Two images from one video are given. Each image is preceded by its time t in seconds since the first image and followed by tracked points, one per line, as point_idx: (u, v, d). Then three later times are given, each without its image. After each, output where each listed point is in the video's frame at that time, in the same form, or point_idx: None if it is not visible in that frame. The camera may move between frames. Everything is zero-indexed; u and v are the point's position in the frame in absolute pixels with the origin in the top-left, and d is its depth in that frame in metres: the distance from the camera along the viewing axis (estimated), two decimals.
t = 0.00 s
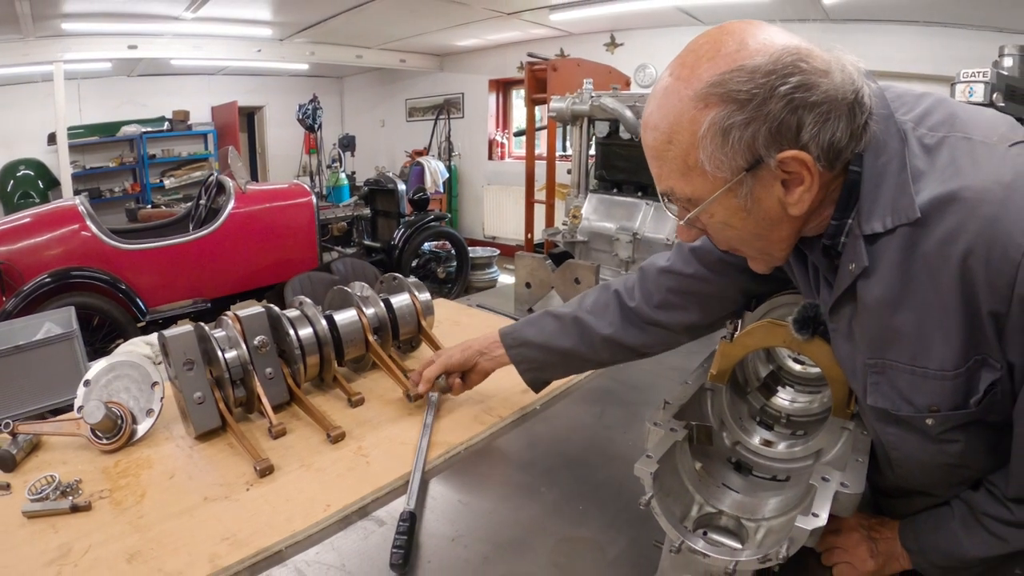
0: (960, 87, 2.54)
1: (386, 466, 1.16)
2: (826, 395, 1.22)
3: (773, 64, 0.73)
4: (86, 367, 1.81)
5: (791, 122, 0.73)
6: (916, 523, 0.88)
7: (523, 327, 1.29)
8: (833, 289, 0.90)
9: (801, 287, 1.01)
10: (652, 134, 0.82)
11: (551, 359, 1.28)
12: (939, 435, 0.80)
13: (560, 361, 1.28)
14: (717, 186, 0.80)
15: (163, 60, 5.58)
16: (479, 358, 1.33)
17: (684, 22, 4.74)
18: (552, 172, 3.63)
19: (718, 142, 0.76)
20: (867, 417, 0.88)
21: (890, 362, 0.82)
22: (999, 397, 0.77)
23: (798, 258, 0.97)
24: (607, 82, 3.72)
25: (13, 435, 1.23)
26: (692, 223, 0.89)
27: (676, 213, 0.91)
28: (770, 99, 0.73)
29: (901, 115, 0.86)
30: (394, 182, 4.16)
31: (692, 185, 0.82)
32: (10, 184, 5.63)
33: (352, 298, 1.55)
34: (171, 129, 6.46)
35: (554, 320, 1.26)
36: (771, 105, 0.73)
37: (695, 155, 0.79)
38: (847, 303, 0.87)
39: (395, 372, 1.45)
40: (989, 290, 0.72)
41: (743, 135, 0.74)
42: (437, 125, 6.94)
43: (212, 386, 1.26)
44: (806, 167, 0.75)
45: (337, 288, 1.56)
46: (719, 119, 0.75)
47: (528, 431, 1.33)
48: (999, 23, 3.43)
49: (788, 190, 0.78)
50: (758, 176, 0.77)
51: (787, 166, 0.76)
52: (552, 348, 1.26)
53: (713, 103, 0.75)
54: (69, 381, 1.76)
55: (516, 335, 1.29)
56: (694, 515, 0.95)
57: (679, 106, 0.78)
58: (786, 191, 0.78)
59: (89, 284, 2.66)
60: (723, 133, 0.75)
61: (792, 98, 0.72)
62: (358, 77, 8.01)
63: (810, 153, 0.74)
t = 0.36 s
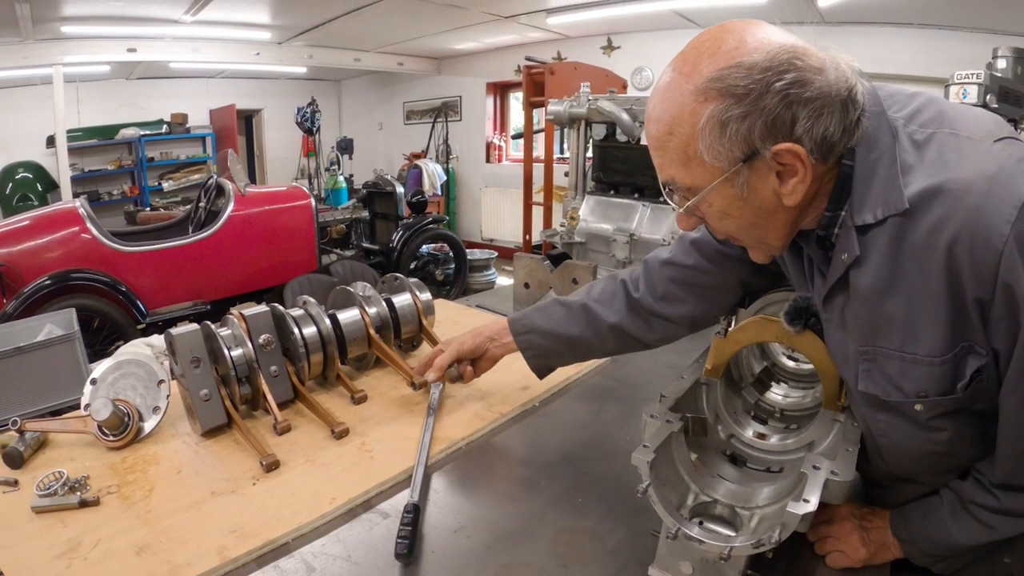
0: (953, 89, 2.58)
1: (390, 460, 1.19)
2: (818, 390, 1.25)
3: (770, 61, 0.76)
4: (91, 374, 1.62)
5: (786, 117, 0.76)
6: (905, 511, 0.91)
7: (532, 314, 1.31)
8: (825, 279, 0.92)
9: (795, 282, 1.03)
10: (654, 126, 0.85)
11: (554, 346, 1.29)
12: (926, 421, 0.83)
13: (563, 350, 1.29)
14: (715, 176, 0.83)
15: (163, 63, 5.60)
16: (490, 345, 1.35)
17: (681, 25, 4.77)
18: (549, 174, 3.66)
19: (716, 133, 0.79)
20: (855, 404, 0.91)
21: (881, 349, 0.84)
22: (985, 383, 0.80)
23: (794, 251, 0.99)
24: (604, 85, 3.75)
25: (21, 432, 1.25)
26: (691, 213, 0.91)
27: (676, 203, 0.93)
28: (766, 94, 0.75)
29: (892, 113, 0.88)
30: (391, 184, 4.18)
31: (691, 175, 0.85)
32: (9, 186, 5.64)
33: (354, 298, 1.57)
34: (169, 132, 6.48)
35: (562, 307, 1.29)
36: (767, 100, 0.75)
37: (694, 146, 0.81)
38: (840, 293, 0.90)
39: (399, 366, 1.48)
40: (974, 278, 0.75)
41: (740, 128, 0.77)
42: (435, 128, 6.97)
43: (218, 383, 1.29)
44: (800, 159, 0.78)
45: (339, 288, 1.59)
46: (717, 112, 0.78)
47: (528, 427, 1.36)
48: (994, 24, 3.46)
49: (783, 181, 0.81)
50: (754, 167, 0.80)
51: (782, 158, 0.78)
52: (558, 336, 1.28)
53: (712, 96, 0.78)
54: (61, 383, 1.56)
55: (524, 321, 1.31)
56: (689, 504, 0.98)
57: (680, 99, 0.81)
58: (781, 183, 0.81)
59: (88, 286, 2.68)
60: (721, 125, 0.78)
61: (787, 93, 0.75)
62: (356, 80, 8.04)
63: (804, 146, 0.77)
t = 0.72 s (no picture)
0: (949, 91, 2.61)
1: (393, 463, 1.20)
2: (814, 392, 1.27)
3: (769, 64, 0.77)
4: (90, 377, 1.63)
5: (784, 118, 0.77)
6: (901, 510, 0.92)
7: (559, 314, 1.34)
8: (825, 277, 0.94)
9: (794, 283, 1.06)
10: (658, 126, 0.86)
11: (575, 344, 1.33)
12: (921, 418, 0.84)
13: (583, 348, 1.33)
14: (716, 175, 0.84)
15: (162, 67, 5.63)
16: (520, 337, 1.42)
17: (677, 29, 4.81)
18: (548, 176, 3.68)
19: (717, 133, 0.80)
20: (852, 402, 0.93)
21: (877, 346, 0.86)
22: (979, 381, 0.82)
23: (792, 250, 1.02)
24: (603, 89, 3.77)
25: (25, 436, 1.26)
26: (693, 210, 0.92)
27: (679, 200, 0.94)
28: (765, 96, 0.77)
29: (890, 116, 0.90)
30: (390, 188, 4.18)
31: (693, 174, 0.86)
32: (8, 190, 5.64)
33: (355, 301, 1.58)
34: (168, 136, 6.49)
35: (585, 307, 1.32)
36: (765, 101, 0.77)
37: (696, 146, 0.83)
38: (839, 291, 0.91)
39: (397, 376, 1.48)
40: (967, 277, 0.77)
41: (739, 129, 0.78)
42: (433, 131, 6.99)
43: (221, 386, 1.30)
44: (797, 158, 0.79)
45: (341, 292, 1.60)
46: (718, 113, 0.79)
47: (528, 428, 1.37)
48: (990, 26, 3.48)
49: (781, 180, 0.82)
50: (753, 167, 0.81)
51: (781, 158, 0.80)
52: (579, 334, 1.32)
53: (713, 98, 0.79)
54: (58, 386, 1.55)
55: (551, 320, 1.35)
56: (688, 504, 1.00)
57: (682, 101, 0.82)
58: (780, 181, 0.82)
59: (88, 289, 2.68)
60: (721, 126, 0.79)
61: (786, 95, 0.76)
62: (355, 84, 8.06)
63: (801, 146, 0.79)
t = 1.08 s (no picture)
0: (947, 92, 2.63)
1: (393, 463, 1.20)
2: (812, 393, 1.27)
3: (768, 57, 0.78)
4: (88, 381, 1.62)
5: (783, 110, 0.78)
6: (900, 510, 0.93)
7: (560, 317, 1.38)
8: (825, 273, 0.96)
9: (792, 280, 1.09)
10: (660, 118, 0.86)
11: (575, 346, 1.36)
12: (919, 412, 0.85)
13: (583, 349, 1.36)
14: (717, 166, 0.84)
15: (161, 70, 5.63)
16: (525, 343, 1.47)
17: (675, 32, 4.83)
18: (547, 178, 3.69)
19: (717, 124, 0.80)
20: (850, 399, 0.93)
21: (876, 340, 0.86)
22: (976, 374, 0.82)
23: (791, 246, 1.05)
24: (601, 91, 3.78)
25: (25, 438, 1.26)
26: (694, 202, 0.93)
27: (680, 193, 0.95)
28: (764, 88, 0.77)
29: (887, 113, 0.91)
30: (389, 190, 4.19)
31: (694, 165, 0.86)
32: (7, 193, 5.64)
33: (354, 303, 1.58)
34: (167, 138, 6.50)
35: (585, 310, 1.35)
36: (765, 93, 0.77)
37: (697, 137, 0.83)
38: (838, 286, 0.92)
39: (396, 377, 1.48)
40: (965, 270, 0.77)
41: (739, 120, 0.79)
42: (432, 133, 7.00)
43: (221, 389, 1.30)
44: (796, 149, 0.80)
45: (340, 295, 1.60)
46: (719, 104, 0.79)
47: (527, 430, 1.37)
48: (988, 27, 3.49)
49: (780, 171, 0.82)
50: (753, 158, 0.82)
51: (780, 149, 0.80)
52: (578, 337, 1.35)
53: (714, 90, 0.80)
54: (56, 390, 1.55)
55: (553, 324, 1.38)
56: (687, 504, 1.00)
57: (684, 93, 0.82)
58: (779, 172, 0.82)
59: (87, 292, 2.68)
60: (722, 117, 0.80)
61: (785, 87, 0.77)
62: (354, 87, 8.08)
63: (800, 137, 0.79)
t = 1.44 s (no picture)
0: (947, 94, 2.63)
1: (395, 465, 1.20)
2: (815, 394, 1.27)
3: (774, 53, 0.78)
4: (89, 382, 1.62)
5: (789, 105, 0.78)
6: (904, 510, 0.92)
7: (570, 307, 1.34)
8: (831, 271, 0.95)
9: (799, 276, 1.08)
10: (668, 113, 0.87)
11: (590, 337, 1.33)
12: (922, 407, 0.84)
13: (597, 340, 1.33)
14: (723, 160, 0.84)
15: (161, 72, 5.63)
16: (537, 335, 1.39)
17: (675, 34, 4.83)
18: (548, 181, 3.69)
19: (724, 117, 0.80)
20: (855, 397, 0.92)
21: (880, 335, 0.86)
22: (979, 369, 0.82)
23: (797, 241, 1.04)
24: (602, 93, 3.78)
25: (25, 439, 1.26)
26: (701, 196, 0.93)
27: (687, 187, 0.95)
28: (771, 83, 0.78)
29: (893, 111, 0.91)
30: (388, 193, 4.19)
31: (700, 158, 0.86)
32: (7, 195, 5.64)
33: (357, 305, 1.58)
34: (167, 140, 6.50)
35: (595, 301, 1.32)
36: (771, 87, 0.77)
37: (704, 131, 0.83)
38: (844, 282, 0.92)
39: (398, 379, 1.48)
40: (967, 264, 0.77)
41: (745, 114, 0.79)
42: (432, 136, 7.00)
43: (223, 391, 1.30)
44: (802, 144, 0.80)
45: (342, 296, 1.60)
46: (725, 98, 0.79)
47: (529, 432, 1.37)
48: (988, 29, 3.50)
49: (786, 165, 0.82)
50: (759, 152, 0.82)
51: (786, 143, 0.80)
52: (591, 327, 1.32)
53: (721, 84, 0.80)
54: (58, 390, 1.55)
55: (563, 314, 1.34)
56: (691, 505, 0.99)
57: (692, 87, 0.83)
58: (784, 167, 0.82)
59: (87, 294, 2.68)
60: (728, 111, 0.80)
61: (791, 83, 0.77)
62: (354, 89, 8.08)
63: (805, 132, 0.79)
